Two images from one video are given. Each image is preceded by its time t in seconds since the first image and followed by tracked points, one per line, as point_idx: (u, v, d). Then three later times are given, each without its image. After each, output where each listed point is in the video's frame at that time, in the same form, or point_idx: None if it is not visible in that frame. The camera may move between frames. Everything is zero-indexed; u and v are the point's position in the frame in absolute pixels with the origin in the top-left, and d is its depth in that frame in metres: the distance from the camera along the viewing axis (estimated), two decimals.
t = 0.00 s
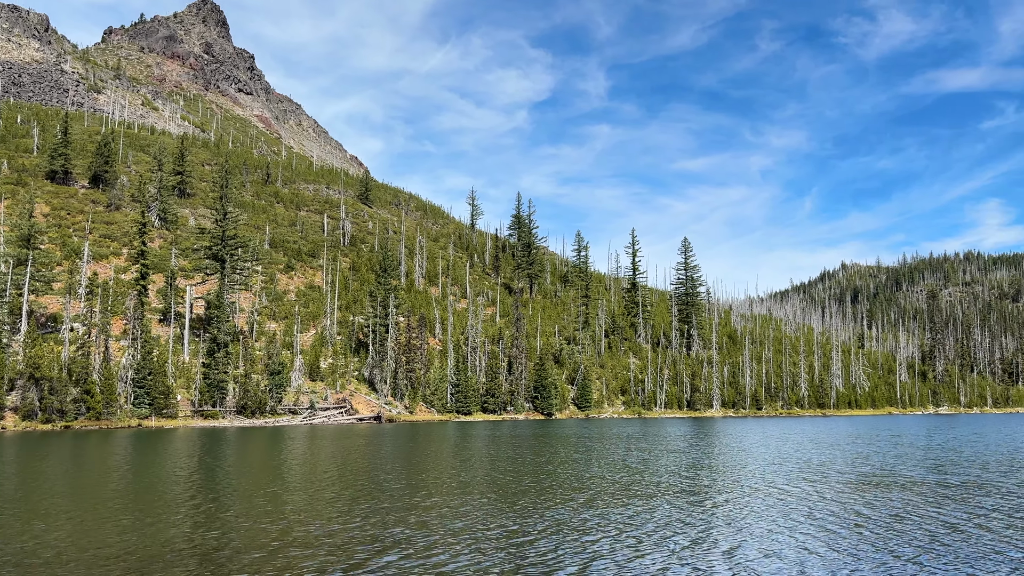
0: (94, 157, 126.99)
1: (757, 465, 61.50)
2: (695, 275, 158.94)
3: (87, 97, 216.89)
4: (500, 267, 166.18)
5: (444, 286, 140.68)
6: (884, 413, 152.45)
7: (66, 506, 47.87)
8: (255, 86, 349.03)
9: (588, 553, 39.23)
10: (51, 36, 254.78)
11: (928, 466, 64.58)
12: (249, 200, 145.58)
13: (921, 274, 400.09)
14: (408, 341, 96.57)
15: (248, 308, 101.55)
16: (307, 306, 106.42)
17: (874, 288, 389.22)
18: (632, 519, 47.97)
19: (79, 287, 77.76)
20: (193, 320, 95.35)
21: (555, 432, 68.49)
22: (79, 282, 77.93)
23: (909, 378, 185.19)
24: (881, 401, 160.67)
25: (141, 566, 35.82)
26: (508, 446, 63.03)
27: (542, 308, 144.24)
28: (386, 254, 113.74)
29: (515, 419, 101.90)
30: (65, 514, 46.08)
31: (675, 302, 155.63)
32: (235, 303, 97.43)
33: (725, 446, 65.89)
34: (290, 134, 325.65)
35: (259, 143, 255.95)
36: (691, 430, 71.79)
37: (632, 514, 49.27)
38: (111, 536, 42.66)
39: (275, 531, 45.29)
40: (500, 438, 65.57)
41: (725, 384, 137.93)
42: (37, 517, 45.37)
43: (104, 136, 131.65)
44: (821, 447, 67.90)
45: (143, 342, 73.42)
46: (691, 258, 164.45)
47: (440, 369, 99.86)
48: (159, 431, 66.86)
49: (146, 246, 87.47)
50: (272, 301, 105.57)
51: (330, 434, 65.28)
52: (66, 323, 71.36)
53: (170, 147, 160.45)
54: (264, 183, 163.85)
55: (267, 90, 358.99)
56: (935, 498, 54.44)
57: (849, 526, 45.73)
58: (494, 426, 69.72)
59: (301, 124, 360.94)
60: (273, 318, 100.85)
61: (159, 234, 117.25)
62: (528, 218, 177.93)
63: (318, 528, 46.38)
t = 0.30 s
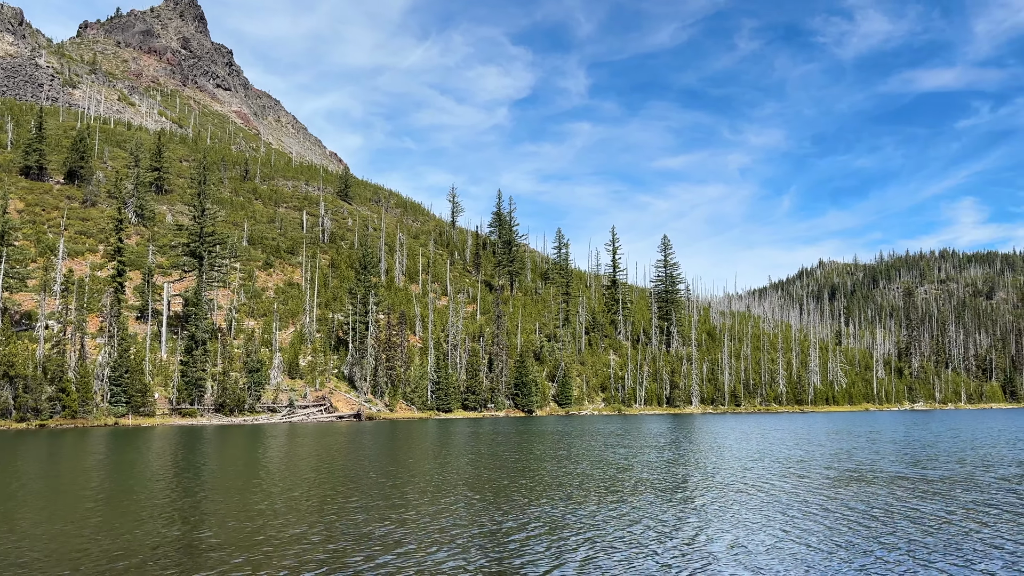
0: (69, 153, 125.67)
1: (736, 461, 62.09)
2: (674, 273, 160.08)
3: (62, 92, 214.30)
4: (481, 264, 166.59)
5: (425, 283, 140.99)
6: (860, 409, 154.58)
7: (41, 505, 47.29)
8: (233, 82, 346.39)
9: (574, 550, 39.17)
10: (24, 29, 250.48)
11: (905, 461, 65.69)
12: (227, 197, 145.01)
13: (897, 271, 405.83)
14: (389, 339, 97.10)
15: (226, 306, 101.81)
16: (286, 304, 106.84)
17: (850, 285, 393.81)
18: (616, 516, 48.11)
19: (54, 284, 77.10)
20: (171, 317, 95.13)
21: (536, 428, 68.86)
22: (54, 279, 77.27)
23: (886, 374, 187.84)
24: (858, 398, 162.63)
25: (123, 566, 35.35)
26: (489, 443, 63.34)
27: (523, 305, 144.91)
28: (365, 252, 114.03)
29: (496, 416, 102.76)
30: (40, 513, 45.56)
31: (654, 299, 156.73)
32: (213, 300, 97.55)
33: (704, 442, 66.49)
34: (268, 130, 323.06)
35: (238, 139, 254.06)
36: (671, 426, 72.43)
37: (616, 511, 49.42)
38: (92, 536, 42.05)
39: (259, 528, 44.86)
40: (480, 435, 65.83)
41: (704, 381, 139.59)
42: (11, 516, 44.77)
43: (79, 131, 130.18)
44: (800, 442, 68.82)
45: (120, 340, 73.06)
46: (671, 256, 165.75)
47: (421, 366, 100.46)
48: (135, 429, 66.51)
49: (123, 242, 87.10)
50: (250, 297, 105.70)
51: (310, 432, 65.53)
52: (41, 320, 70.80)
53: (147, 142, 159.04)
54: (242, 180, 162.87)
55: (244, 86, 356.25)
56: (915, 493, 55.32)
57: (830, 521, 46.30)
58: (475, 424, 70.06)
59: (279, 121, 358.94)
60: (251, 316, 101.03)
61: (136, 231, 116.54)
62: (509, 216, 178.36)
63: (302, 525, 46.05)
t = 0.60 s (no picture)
0: (41, 147, 124.07)
1: (715, 457, 62.42)
2: (652, 269, 160.82)
3: (35, 85, 211.07)
4: (460, 261, 166.46)
5: (403, 280, 140.93)
6: (836, 405, 156.34)
7: (13, 503, 46.76)
8: (210, 77, 343.06)
9: (554, 544, 39.10)
10: None
11: (882, 455, 66.53)
12: (203, 192, 144.02)
13: (872, 268, 411.34)
14: (367, 335, 97.24)
15: (203, 302, 101.47)
16: (263, 300, 106.66)
17: (827, 282, 397.73)
18: (596, 511, 48.19)
19: (26, 280, 76.68)
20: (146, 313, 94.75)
21: (515, 425, 69.05)
22: (26, 275, 76.88)
23: (861, 370, 190.16)
24: (834, 393, 164.34)
25: (99, 562, 34.79)
26: (469, 440, 63.48)
27: (502, 302, 145.21)
28: (343, 248, 113.96)
29: (475, 413, 103.60)
30: (13, 511, 45.05)
31: (633, 296, 157.00)
32: (189, 297, 97.20)
33: (683, 438, 66.94)
34: (246, 126, 320.30)
35: (214, 134, 251.64)
36: (650, 421, 72.86)
37: (597, 507, 49.51)
38: (70, 533, 41.51)
39: (238, 526, 44.40)
40: (460, 431, 65.97)
41: (683, 376, 140.75)
42: None
43: (51, 125, 128.50)
44: (777, 437, 69.53)
45: (94, 337, 72.73)
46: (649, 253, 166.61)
47: (399, 363, 100.66)
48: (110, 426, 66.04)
49: (98, 239, 86.92)
50: (227, 294, 105.39)
51: (287, 428, 65.45)
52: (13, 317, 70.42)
53: (122, 137, 157.38)
54: (219, 175, 161.58)
55: (221, 81, 352.92)
56: (894, 487, 55.99)
57: (807, 515, 46.71)
58: (454, 420, 70.09)
59: (256, 116, 355.63)
60: (228, 312, 100.90)
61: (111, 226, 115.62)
62: (488, 212, 178.39)
63: (283, 522, 45.69)
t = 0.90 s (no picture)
0: (10, 140, 121.96)
1: (689, 452, 63.01)
2: (628, 265, 161.88)
3: (3, 77, 206.83)
4: (436, 256, 166.26)
5: (379, 275, 140.72)
6: (809, 399, 158.36)
7: None
8: (183, 70, 338.64)
9: (533, 539, 39.08)
10: None
11: (855, 449, 67.50)
12: (176, 187, 142.66)
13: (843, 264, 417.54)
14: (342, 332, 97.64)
15: (176, 297, 100.75)
16: (237, 295, 106.21)
17: (799, 278, 402.38)
18: (573, 505, 48.29)
19: None
20: (118, 309, 94.10)
21: (492, 421, 69.25)
22: None
23: (834, 365, 192.89)
24: (806, 388, 166.41)
25: (72, 557, 34.43)
26: (446, 436, 63.56)
27: (478, 297, 145.58)
28: (318, 243, 113.71)
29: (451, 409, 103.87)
30: None
31: (608, 293, 158.96)
32: (162, 292, 96.36)
33: (658, 433, 67.51)
34: (220, 119, 317.01)
35: (188, 128, 248.77)
36: (625, 417, 73.42)
37: (574, 501, 49.66)
38: (43, 529, 40.99)
39: (214, 522, 43.85)
40: (436, 428, 66.07)
41: (658, 371, 142.04)
42: None
43: (18, 117, 126.33)
44: (751, 432, 70.36)
45: (64, 333, 72.17)
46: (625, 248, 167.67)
47: (375, 359, 100.77)
48: (82, 423, 65.53)
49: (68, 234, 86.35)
50: (200, 289, 104.62)
51: (262, 424, 65.37)
52: None
53: (92, 130, 155.18)
54: (192, 169, 159.86)
55: (195, 74, 348.71)
56: (868, 480, 56.74)
57: (782, 508, 47.20)
58: (431, 416, 70.13)
59: (230, 109, 351.88)
60: (202, 308, 100.35)
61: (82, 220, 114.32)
62: (465, 207, 178.30)
63: (261, 518, 45.26)
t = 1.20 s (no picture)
0: None
1: (664, 445, 63.59)
2: (602, 260, 162.66)
3: None
4: (410, 251, 165.88)
5: (352, 270, 140.22)
6: (779, 393, 160.33)
7: None
8: (153, 61, 333.18)
9: (512, 533, 39.16)
10: None
11: (826, 442, 68.60)
12: (145, 179, 140.74)
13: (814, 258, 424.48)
14: (314, 326, 97.61)
15: (146, 292, 99.84)
16: (208, 290, 105.51)
17: (770, 273, 407.27)
18: (549, 499, 48.63)
19: None
20: (87, 303, 93.03)
21: (466, 415, 69.44)
22: None
23: (805, 358, 195.59)
24: (777, 382, 168.25)
25: (46, 553, 34.24)
26: (420, 431, 63.66)
27: (452, 292, 145.69)
28: (290, 237, 112.92)
29: (424, 403, 104.05)
30: None
31: (582, 286, 158.82)
32: (131, 286, 95.29)
33: (631, 426, 68.10)
34: (190, 112, 312.79)
35: (157, 120, 245.16)
36: (598, 410, 74.01)
37: (552, 494, 49.88)
38: (11, 525, 40.58)
39: (192, 518, 43.51)
40: (410, 422, 66.20)
41: (631, 365, 143.17)
42: None
43: None
44: (722, 425, 71.22)
45: (30, 328, 71.28)
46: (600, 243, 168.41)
47: (348, 354, 100.90)
48: (49, 419, 64.74)
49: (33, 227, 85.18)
50: (170, 284, 103.85)
51: (234, 419, 64.98)
52: None
53: (58, 121, 152.47)
54: (162, 162, 157.76)
55: (165, 66, 343.54)
56: (841, 473, 57.53)
57: (757, 500, 47.84)
58: (404, 411, 70.16)
59: (202, 101, 347.18)
60: (172, 302, 99.45)
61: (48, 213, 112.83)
62: (439, 202, 177.90)
63: (239, 513, 44.88)
